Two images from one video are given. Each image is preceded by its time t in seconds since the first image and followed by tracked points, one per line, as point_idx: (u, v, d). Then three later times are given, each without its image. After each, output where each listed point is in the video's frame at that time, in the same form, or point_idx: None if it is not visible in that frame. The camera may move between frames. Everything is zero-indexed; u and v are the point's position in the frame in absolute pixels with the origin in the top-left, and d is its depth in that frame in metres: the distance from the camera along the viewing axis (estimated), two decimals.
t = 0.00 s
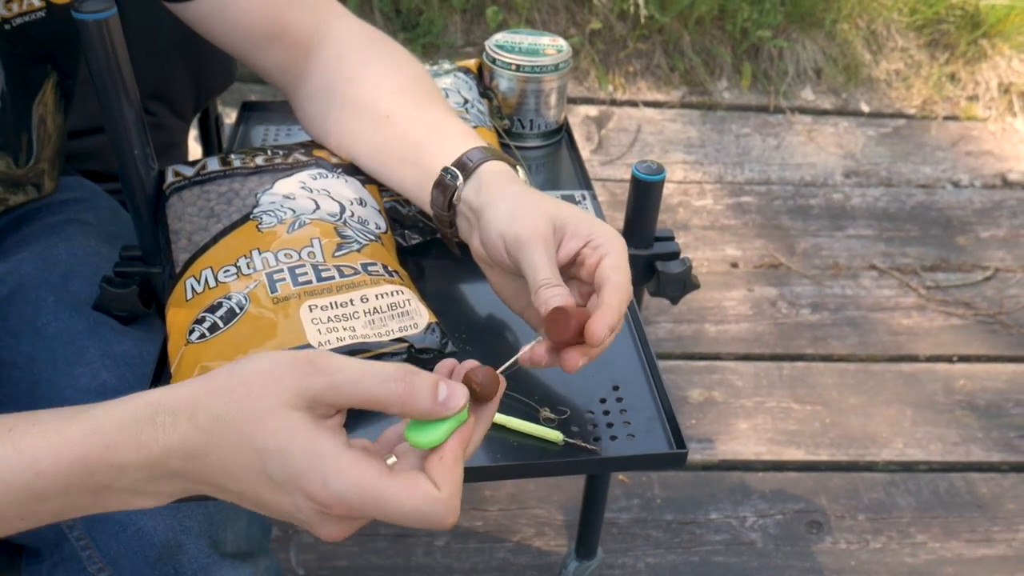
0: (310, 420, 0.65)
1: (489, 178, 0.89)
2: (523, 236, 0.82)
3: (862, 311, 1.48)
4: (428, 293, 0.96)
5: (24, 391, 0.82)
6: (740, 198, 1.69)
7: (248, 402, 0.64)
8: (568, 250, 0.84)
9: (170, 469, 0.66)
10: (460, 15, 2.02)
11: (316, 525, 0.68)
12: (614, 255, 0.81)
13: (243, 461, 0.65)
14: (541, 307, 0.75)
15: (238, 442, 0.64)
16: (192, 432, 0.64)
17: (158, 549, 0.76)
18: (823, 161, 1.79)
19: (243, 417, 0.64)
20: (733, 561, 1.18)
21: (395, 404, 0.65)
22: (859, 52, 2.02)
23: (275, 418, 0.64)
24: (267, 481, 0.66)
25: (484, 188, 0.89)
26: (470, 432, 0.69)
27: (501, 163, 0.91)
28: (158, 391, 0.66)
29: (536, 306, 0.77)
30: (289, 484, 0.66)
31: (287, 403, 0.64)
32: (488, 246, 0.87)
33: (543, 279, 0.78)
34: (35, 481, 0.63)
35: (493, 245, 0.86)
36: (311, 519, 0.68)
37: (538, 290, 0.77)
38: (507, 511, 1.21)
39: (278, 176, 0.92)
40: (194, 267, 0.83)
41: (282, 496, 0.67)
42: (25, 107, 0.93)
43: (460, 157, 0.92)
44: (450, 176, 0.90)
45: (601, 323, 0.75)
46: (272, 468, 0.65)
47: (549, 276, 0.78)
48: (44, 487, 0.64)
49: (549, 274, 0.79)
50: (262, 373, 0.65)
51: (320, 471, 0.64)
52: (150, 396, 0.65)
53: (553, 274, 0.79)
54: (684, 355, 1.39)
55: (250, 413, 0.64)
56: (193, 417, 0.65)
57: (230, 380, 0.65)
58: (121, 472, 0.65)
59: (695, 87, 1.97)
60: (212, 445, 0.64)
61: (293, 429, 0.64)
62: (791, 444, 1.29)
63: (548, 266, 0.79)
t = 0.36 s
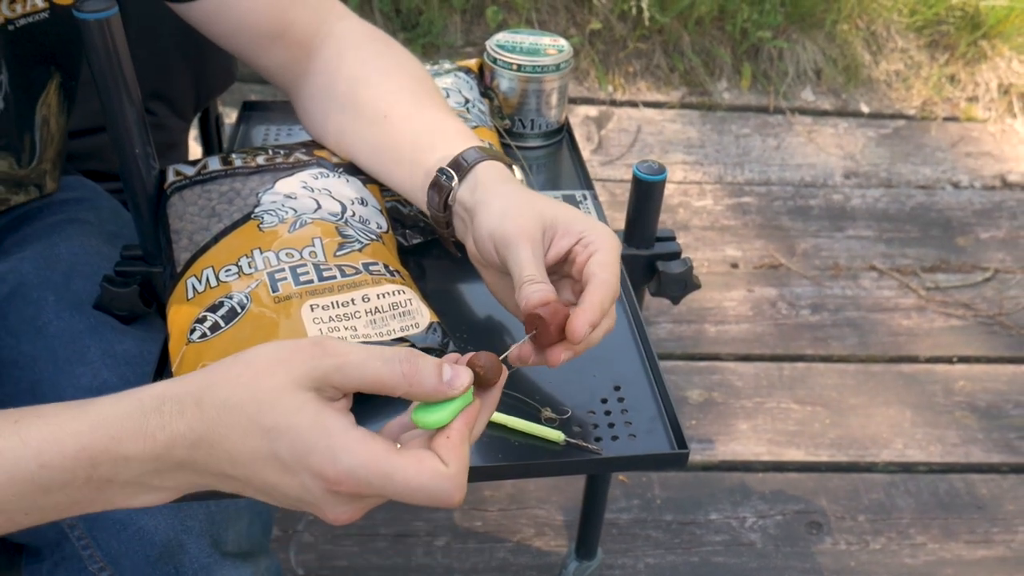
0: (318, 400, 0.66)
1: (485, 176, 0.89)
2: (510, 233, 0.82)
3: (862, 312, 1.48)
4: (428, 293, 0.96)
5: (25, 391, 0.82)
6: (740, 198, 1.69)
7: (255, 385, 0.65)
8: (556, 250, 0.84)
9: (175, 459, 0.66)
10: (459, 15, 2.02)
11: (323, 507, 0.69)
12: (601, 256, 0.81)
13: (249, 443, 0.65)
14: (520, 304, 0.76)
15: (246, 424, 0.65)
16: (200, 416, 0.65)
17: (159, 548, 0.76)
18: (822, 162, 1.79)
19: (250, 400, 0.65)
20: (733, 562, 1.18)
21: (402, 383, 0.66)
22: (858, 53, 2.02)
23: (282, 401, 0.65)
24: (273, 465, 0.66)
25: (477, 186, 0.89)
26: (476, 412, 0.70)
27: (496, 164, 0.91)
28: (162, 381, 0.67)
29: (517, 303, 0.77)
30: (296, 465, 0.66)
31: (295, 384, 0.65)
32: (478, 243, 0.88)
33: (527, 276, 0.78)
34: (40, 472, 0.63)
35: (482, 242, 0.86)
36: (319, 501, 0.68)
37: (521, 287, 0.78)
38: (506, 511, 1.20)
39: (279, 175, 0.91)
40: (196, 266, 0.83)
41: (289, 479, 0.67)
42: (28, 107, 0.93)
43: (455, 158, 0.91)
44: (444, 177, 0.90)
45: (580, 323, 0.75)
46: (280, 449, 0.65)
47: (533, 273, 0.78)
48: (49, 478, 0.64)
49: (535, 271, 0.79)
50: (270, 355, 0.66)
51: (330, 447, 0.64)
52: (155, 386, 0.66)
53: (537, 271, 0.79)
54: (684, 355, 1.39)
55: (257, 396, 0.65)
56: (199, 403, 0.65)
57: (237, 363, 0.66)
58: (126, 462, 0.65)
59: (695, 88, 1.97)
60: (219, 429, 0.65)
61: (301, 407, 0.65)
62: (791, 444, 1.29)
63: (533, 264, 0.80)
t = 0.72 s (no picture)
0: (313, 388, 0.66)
1: (478, 177, 0.89)
2: (493, 234, 0.82)
3: (864, 310, 1.48)
4: (428, 292, 0.96)
5: (24, 392, 0.82)
6: (742, 196, 1.68)
7: (251, 377, 0.65)
8: (543, 250, 0.83)
9: (173, 455, 0.65)
10: (460, 14, 2.02)
11: (323, 497, 0.68)
12: (584, 255, 0.80)
13: (247, 436, 0.65)
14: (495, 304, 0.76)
15: (243, 415, 0.65)
16: (196, 409, 0.65)
17: (158, 549, 0.76)
18: (824, 160, 1.78)
19: (247, 391, 0.65)
20: (735, 560, 1.17)
21: (393, 385, 0.67)
22: (861, 50, 2.02)
23: (278, 388, 0.65)
24: (271, 455, 0.66)
25: (469, 187, 0.89)
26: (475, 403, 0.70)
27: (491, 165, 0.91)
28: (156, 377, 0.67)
29: (495, 305, 0.77)
30: (295, 453, 0.65)
31: (291, 375, 0.66)
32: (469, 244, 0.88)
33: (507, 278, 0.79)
34: (37, 470, 0.63)
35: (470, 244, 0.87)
36: (318, 491, 0.68)
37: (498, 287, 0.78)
38: (508, 510, 1.20)
39: (278, 174, 0.91)
40: (194, 266, 0.82)
41: (288, 469, 0.67)
42: (25, 108, 0.93)
43: (447, 159, 0.91)
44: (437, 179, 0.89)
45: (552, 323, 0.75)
46: (278, 438, 0.65)
47: (512, 275, 0.78)
48: (47, 475, 0.64)
49: (516, 273, 0.79)
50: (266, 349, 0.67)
51: (327, 435, 0.64)
52: (150, 384, 0.66)
53: (518, 273, 0.79)
54: (686, 354, 1.39)
55: (253, 387, 0.65)
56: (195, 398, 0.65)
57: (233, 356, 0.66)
58: (122, 458, 0.65)
59: (696, 86, 1.96)
60: (217, 422, 0.65)
61: (298, 398, 0.65)
62: (794, 443, 1.28)
63: (514, 266, 0.80)
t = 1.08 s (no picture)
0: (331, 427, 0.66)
1: (453, 188, 0.88)
2: (464, 251, 0.82)
3: (863, 308, 1.48)
4: (425, 292, 0.96)
5: (23, 392, 0.81)
6: (740, 195, 1.68)
7: (267, 412, 0.64)
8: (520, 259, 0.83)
9: (186, 472, 0.66)
10: (459, 13, 2.02)
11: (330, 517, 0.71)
12: (556, 263, 0.79)
13: (263, 467, 0.66)
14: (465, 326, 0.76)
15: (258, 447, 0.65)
16: (211, 440, 0.64)
17: (157, 549, 0.76)
18: (823, 158, 1.78)
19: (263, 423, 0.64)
20: (735, 559, 1.17)
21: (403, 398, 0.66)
22: (860, 48, 2.01)
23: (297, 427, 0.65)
24: (283, 484, 0.67)
25: (444, 200, 0.88)
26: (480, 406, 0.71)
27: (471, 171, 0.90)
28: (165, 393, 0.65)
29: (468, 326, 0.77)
30: (309, 488, 0.67)
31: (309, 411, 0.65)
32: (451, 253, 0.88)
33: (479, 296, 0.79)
34: (52, 486, 0.63)
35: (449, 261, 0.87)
36: (327, 513, 0.70)
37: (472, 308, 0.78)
38: (507, 509, 1.20)
39: (275, 174, 0.91)
40: (191, 267, 0.83)
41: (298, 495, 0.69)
42: (26, 107, 0.93)
43: (432, 164, 0.89)
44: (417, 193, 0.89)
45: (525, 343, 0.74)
46: (293, 473, 0.66)
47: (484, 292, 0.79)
48: (61, 492, 0.63)
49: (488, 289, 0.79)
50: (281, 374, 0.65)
51: (345, 473, 0.66)
52: (162, 402, 0.64)
53: (489, 289, 0.79)
54: (685, 352, 1.39)
55: (270, 422, 0.64)
56: (209, 426, 0.64)
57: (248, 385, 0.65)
58: (135, 478, 0.65)
59: (695, 84, 1.96)
60: (232, 449, 0.65)
61: (314, 437, 0.65)
62: (793, 441, 1.28)
63: (486, 283, 0.80)
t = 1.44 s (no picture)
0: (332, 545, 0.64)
1: (503, 152, 0.91)
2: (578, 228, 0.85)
3: (862, 309, 1.47)
4: (423, 291, 0.96)
5: (19, 393, 0.81)
6: (739, 195, 1.68)
7: (266, 530, 0.62)
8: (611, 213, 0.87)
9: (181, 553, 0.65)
10: (457, 12, 2.01)
11: None
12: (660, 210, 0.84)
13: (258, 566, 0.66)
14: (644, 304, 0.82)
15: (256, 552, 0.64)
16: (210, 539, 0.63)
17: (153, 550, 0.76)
18: (822, 159, 1.78)
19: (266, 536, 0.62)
20: (732, 560, 1.17)
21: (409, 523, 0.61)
22: (858, 49, 2.01)
23: (295, 548, 0.63)
24: None
25: (499, 163, 0.91)
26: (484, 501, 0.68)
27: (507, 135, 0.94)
28: (160, 484, 0.63)
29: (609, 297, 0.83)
30: None
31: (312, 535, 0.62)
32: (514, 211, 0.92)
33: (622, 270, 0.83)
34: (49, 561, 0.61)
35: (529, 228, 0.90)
36: None
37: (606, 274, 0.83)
38: (505, 510, 1.20)
39: (274, 173, 0.91)
40: (189, 265, 0.82)
41: None
42: (20, 105, 0.92)
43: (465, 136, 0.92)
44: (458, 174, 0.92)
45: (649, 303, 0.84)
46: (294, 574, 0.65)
47: (627, 264, 0.83)
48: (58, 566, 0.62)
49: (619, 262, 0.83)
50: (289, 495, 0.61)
51: None
52: (162, 500, 0.62)
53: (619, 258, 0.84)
54: (684, 352, 1.39)
55: (269, 537, 0.62)
56: (209, 529, 0.63)
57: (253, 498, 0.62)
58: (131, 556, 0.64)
59: (694, 85, 1.96)
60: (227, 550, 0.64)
61: (309, 559, 0.64)
62: (791, 442, 1.28)
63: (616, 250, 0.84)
